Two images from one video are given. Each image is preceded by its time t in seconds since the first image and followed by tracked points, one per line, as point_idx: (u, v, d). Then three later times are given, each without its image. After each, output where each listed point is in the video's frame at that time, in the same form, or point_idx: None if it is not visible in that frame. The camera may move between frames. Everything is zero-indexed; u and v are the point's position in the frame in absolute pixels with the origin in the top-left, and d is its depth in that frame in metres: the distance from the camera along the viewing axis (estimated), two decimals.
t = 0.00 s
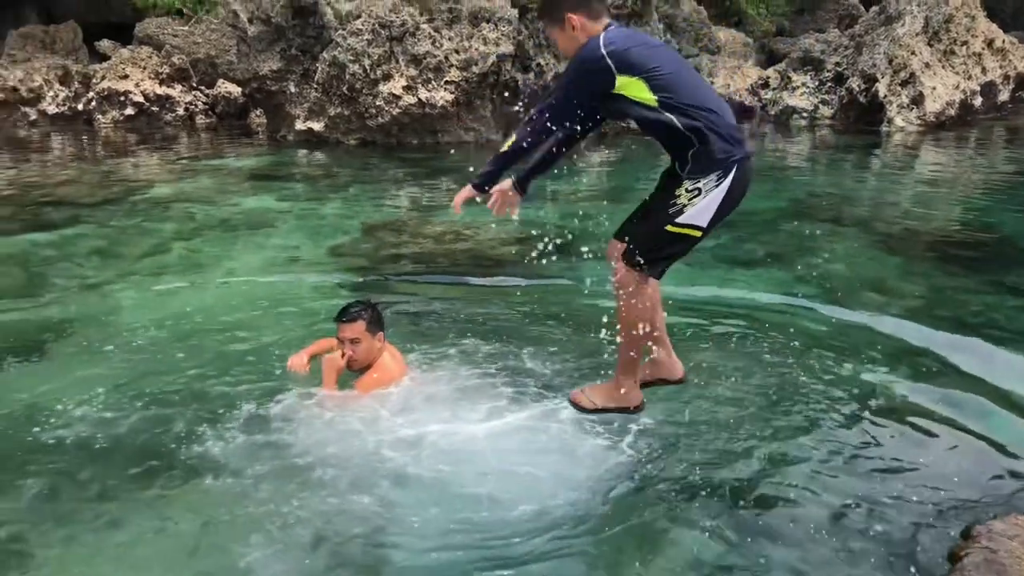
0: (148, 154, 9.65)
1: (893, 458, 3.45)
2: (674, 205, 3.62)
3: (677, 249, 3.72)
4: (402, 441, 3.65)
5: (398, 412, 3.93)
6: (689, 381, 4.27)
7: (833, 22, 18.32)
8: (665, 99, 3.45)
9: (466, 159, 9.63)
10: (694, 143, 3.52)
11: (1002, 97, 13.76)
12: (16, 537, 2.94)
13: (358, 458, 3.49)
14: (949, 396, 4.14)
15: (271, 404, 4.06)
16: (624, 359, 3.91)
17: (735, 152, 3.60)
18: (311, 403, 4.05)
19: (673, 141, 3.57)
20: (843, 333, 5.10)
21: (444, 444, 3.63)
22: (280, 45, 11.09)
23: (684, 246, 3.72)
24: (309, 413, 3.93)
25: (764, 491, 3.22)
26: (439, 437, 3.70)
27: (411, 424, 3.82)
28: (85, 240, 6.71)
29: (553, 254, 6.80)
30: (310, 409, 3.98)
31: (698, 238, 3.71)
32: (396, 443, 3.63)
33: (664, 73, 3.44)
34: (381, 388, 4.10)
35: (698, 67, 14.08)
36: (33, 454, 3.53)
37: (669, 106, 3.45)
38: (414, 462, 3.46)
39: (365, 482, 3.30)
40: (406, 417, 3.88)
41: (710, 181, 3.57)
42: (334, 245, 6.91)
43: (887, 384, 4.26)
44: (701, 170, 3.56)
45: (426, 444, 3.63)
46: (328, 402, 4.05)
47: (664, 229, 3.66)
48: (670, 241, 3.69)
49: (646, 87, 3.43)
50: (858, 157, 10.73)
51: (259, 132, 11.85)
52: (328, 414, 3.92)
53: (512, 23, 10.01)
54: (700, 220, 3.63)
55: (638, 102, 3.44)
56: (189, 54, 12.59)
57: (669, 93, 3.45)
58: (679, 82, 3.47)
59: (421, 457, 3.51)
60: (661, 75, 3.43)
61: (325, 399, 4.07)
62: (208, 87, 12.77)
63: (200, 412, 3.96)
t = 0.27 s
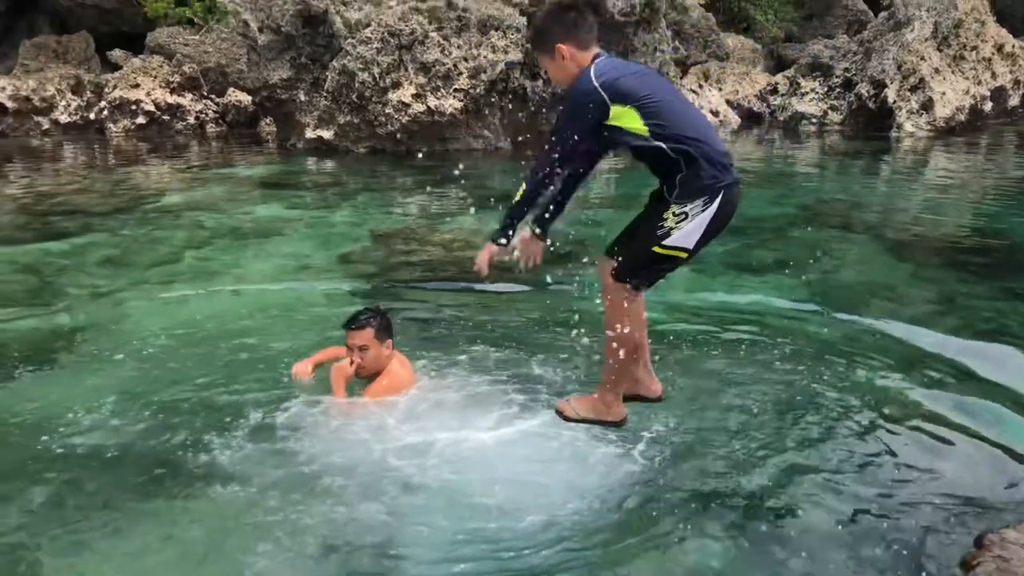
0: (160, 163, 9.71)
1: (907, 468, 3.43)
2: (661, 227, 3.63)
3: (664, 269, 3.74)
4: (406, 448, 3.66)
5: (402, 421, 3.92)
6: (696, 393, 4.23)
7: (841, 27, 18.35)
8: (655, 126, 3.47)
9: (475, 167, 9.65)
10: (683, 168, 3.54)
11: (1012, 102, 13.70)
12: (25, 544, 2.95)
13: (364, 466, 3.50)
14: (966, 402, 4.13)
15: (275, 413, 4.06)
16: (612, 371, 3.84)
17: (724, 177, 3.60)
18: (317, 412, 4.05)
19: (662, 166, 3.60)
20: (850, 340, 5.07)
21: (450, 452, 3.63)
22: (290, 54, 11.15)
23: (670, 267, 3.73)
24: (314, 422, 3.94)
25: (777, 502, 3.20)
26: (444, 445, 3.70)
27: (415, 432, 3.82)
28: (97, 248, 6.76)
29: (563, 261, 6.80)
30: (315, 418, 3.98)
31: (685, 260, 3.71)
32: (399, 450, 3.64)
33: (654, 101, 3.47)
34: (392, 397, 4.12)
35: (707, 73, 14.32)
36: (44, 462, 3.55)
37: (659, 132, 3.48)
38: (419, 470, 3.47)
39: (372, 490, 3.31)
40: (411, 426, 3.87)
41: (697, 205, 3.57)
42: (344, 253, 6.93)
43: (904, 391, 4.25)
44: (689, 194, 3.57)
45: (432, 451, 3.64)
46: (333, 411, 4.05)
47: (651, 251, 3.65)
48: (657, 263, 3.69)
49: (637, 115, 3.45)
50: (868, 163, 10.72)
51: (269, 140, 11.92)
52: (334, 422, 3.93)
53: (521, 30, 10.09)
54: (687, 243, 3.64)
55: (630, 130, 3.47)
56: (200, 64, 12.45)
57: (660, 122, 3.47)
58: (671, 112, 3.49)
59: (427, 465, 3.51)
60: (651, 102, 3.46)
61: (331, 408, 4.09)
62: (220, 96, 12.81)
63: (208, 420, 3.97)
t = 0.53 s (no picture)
0: (174, 178, 9.79)
1: (928, 485, 3.37)
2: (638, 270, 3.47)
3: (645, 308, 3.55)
4: (413, 462, 3.66)
5: (412, 437, 3.90)
6: (708, 407, 4.18)
7: (853, 36, 18.34)
8: (638, 174, 3.33)
9: (487, 179, 9.67)
10: (663, 215, 3.40)
11: None
12: (35, 559, 2.95)
13: (373, 481, 3.49)
14: (993, 413, 4.07)
15: (284, 426, 4.05)
16: (593, 402, 3.61)
17: (706, 224, 3.44)
18: (326, 426, 4.04)
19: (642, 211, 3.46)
20: (863, 351, 5.02)
21: (459, 466, 3.63)
22: (303, 68, 11.26)
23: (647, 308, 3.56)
24: (323, 437, 3.93)
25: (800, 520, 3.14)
26: (453, 459, 3.69)
27: (424, 447, 3.81)
28: (111, 263, 6.79)
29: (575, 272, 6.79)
30: (324, 434, 3.96)
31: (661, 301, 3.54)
32: (407, 464, 3.64)
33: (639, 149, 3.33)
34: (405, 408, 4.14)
35: (718, 83, 14.41)
36: (57, 475, 3.55)
37: (643, 181, 3.33)
38: (426, 485, 3.46)
39: (380, 505, 3.31)
40: (420, 442, 3.85)
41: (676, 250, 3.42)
42: (357, 266, 6.94)
43: (928, 402, 4.21)
44: (668, 239, 3.43)
45: (441, 466, 3.64)
46: (343, 425, 4.05)
47: (630, 288, 3.48)
48: (636, 303, 3.51)
49: (623, 164, 3.31)
50: (881, 171, 10.68)
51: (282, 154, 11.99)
52: (343, 438, 3.92)
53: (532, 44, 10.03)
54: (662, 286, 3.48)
55: (614, 180, 3.33)
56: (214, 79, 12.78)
57: (645, 169, 3.33)
58: (655, 159, 3.35)
59: (435, 479, 3.51)
60: (637, 150, 3.32)
61: (339, 423, 4.08)
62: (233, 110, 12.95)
63: (218, 435, 3.96)
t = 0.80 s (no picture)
0: (186, 191, 9.81)
1: (947, 500, 3.32)
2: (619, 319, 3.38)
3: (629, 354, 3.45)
4: (421, 475, 3.65)
5: (419, 451, 3.88)
6: (719, 420, 4.14)
7: (862, 46, 18.31)
8: (621, 229, 3.23)
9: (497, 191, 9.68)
10: (643, 269, 3.29)
11: None
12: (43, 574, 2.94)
13: (384, 494, 3.48)
14: (1014, 425, 4.02)
15: (291, 439, 4.05)
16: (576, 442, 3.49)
17: (685, 277, 3.32)
18: (333, 439, 4.04)
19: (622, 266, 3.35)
20: (875, 362, 4.99)
21: (468, 479, 3.62)
22: (313, 81, 11.34)
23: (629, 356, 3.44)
24: (330, 451, 3.92)
25: (817, 537, 3.09)
26: (461, 473, 3.67)
27: (432, 461, 3.79)
28: (123, 276, 6.82)
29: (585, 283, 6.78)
30: (331, 447, 3.96)
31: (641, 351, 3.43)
32: (414, 478, 3.62)
33: (623, 204, 3.23)
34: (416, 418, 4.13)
35: (727, 94, 14.42)
36: (66, 488, 3.55)
37: (625, 235, 3.23)
38: (434, 500, 3.44)
39: (388, 519, 3.29)
40: (427, 455, 3.84)
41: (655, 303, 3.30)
42: (368, 278, 6.94)
43: (946, 414, 4.17)
44: (649, 291, 3.31)
45: (448, 479, 3.62)
46: (354, 437, 4.04)
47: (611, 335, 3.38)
48: (616, 351, 3.41)
49: (606, 218, 3.21)
50: (892, 181, 10.64)
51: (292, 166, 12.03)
52: (350, 452, 3.91)
53: (542, 54, 10.14)
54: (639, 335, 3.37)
55: (597, 233, 3.23)
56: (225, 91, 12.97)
57: (627, 221, 3.22)
58: (638, 213, 3.25)
59: (443, 494, 3.49)
60: (619, 206, 3.22)
61: (351, 434, 4.07)
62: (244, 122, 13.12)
63: (227, 447, 3.96)
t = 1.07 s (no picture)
0: (193, 198, 9.85)
1: (955, 509, 3.30)
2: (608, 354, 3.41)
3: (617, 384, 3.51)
4: (424, 483, 3.64)
5: (424, 459, 3.88)
6: (724, 427, 4.13)
7: (868, 53, 18.32)
8: (610, 268, 3.25)
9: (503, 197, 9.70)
10: (631, 306, 3.31)
11: None
12: None
13: (391, 501, 3.49)
14: None
15: (295, 446, 4.05)
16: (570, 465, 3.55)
17: (674, 314, 3.33)
18: (337, 446, 4.04)
19: (610, 301, 3.37)
20: (884, 369, 4.95)
21: (473, 485, 3.62)
22: (319, 88, 11.35)
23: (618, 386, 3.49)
24: (334, 458, 3.92)
25: (825, 547, 3.07)
26: (465, 481, 3.67)
27: (436, 468, 3.78)
28: (130, 283, 6.84)
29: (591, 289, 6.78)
30: (335, 454, 3.96)
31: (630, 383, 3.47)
32: (417, 486, 3.62)
33: (613, 244, 3.24)
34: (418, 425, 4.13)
35: (733, 100, 14.44)
36: (72, 494, 3.56)
37: (614, 274, 3.25)
38: (437, 508, 3.43)
39: (390, 527, 3.29)
40: (431, 463, 3.83)
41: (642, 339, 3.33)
42: (375, 284, 6.96)
43: (956, 421, 4.15)
44: (637, 326, 3.33)
45: (452, 487, 3.62)
46: (362, 444, 4.05)
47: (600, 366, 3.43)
48: (605, 382, 3.46)
49: (596, 257, 3.23)
50: (899, 187, 10.64)
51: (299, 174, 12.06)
52: (354, 459, 3.91)
53: (547, 62, 10.09)
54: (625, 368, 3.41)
55: (588, 271, 3.26)
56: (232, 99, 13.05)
57: (616, 260, 3.24)
58: (627, 252, 3.26)
59: (446, 502, 3.48)
60: (610, 245, 3.23)
61: (358, 441, 4.08)
62: (251, 130, 13.19)
63: (233, 454, 3.97)
